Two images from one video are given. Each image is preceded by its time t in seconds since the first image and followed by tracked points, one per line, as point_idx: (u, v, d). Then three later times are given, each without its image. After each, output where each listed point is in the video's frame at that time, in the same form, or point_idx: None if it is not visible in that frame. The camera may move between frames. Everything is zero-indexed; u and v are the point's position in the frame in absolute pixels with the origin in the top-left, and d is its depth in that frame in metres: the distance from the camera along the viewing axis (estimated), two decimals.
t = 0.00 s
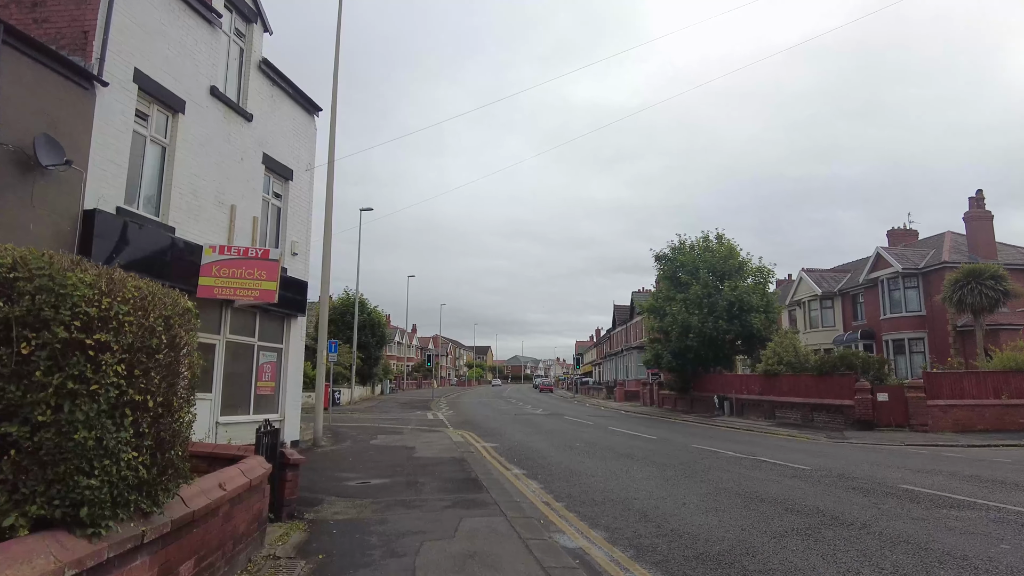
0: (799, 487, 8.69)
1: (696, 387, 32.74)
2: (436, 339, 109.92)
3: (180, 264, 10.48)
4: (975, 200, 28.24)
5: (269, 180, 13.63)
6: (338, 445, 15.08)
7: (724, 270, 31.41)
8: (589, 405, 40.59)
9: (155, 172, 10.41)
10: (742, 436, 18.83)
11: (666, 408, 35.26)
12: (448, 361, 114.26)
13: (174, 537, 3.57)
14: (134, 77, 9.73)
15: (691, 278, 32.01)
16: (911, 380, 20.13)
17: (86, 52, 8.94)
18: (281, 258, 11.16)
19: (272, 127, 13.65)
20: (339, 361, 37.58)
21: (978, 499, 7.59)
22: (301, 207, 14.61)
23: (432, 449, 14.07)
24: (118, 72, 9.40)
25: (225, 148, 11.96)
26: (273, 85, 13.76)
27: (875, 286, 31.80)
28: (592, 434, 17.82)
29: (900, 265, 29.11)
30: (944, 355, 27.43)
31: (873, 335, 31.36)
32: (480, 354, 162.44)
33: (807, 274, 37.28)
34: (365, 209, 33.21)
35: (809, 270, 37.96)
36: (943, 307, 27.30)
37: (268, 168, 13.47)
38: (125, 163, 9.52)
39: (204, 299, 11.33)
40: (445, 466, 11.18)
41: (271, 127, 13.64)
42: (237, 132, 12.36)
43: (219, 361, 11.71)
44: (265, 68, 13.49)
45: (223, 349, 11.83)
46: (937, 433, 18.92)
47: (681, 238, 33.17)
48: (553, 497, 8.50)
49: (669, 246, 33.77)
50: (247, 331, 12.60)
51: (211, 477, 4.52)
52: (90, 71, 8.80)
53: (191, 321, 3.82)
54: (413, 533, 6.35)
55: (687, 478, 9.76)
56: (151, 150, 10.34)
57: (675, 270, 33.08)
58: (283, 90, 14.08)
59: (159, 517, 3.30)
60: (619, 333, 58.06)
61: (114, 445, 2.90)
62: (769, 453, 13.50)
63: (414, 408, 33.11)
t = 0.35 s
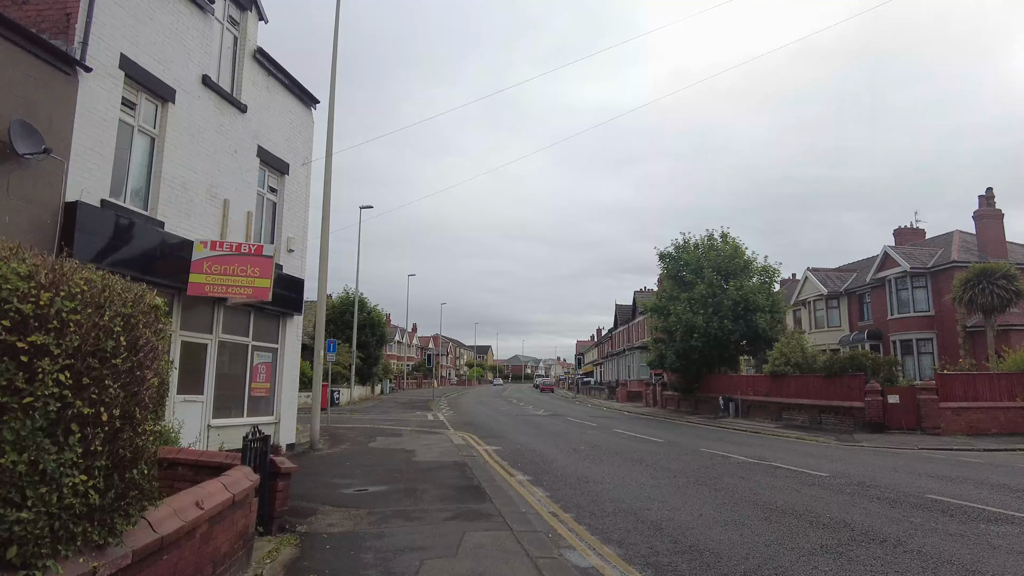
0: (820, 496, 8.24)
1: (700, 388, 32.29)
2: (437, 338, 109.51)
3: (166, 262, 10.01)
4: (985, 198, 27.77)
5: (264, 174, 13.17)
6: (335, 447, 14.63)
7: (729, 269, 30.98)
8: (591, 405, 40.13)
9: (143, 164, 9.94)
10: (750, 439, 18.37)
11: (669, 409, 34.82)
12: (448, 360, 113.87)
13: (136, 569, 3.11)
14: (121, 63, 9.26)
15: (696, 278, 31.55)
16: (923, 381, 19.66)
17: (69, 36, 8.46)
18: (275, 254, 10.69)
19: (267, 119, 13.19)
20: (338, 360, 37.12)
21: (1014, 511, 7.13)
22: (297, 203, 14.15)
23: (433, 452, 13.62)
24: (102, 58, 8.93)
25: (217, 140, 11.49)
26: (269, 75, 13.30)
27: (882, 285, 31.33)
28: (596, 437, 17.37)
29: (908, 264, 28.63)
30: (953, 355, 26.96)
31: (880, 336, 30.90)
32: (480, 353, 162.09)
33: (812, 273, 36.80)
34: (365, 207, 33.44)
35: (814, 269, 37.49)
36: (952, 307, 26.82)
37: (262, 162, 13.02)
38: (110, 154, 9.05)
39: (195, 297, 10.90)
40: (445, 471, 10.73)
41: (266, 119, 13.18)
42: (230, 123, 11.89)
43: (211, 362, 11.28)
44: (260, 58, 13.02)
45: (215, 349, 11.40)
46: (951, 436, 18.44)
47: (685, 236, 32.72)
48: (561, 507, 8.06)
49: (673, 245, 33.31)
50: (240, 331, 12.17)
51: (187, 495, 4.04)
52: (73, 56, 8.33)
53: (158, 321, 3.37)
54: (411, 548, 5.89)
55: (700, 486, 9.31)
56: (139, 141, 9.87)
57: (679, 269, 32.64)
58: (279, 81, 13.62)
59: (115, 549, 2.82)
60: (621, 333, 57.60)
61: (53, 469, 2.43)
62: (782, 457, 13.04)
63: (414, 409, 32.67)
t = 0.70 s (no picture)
0: (836, 499, 7.82)
1: (703, 387, 31.87)
2: (436, 337, 109.16)
3: (151, 255, 9.57)
4: (991, 194, 27.39)
5: (254, 164, 12.72)
6: (329, 448, 14.20)
7: (731, 265, 30.61)
8: (591, 404, 39.75)
9: (126, 152, 9.48)
10: (754, 438, 17.99)
11: (671, 408, 34.42)
12: (447, 360, 113.49)
13: None
14: (101, 45, 8.81)
15: (697, 274, 31.15)
16: (931, 379, 19.27)
17: (43, 13, 7.95)
18: (265, 246, 10.24)
19: (258, 108, 12.74)
20: (335, 359, 36.70)
21: None
22: (289, 195, 13.71)
23: (430, 452, 13.20)
24: (80, 38, 8.47)
25: (205, 128, 11.03)
26: (260, 63, 12.86)
27: (886, 283, 30.94)
28: (597, 436, 16.99)
29: (913, 261, 28.22)
30: (959, 353, 26.58)
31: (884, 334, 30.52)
32: (479, 353, 161.80)
33: (815, 270, 36.42)
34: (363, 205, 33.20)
35: (816, 267, 37.11)
36: (958, 304, 26.44)
37: (253, 152, 12.57)
38: (90, 140, 8.60)
39: (181, 291, 10.46)
40: (442, 473, 10.30)
41: (257, 108, 12.73)
42: (219, 110, 11.44)
43: (198, 358, 10.85)
44: (251, 45, 12.58)
45: (202, 345, 10.96)
46: (960, 435, 18.04)
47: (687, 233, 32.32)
48: (564, 509, 7.65)
49: (674, 242, 32.90)
50: (229, 326, 11.74)
51: (145, 502, 3.58)
52: (47, 34, 7.83)
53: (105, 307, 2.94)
54: (403, 558, 5.43)
55: (708, 487, 8.89)
56: (121, 127, 9.41)
57: (680, 266, 32.27)
58: (271, 69, 13.19)
59: (39, 568, 2.41)
60: (621, 331, 57.25)
61: None
62: (789, 457, 12.65)
63: (412, 408, 32.26)
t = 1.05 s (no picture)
0: (858, 507, 7.34)
1: (704, 386, 31.43)
2: (434, 337, 108.69)
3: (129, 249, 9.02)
4: (997, 190, 26.97)
5: (242, 156, 12.21)
6: (321, 451, 13.70)
7: (733, 263, 30.17)
8: (591, 405, 39.29)
9: (104, 141, 8.97)
10: (760, 440, 17.54)
11: (671, 408, 33.97)
12: (445, 360, 112.99)
13: None
14: (74, 26, 8.29)
15: (698, 273, 30.70)
16: (940, 379, 18.82)
17: None
18: (251, 240, 9.74)
19: (246, 98, 12.23)
20: (330, 359, 36.18)
21: None
22: (279, 189, 13.19)
23: (426, 456, 12.71)
24: (51, 18, 7.96)
25: (189, 117, 10.51)
26: (248, 51, 12.35)
27: (890, 281, 30.52)
28: (598, 438, 16.52)
29: (918, 258, 27.77)
30: (965, 352, 26.17)
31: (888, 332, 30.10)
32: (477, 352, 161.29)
33: (817, 269, 35.99)
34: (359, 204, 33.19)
35: (818, 265, 36.69)
36: (964, 302, 26.02)
37: (241, 144, 12.06)
38: (62, 127, 8.08)
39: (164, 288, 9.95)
40: (437, 478, 9.80)
41: (245, 98, 12.22)
42: (204, 99, 10.93)
43: (183, 358, 10.35)
44: (239, 32, 12.06)
45: (186, 345, 10.45)
46: (970, 437, 17.61)
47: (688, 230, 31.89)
48: (567, 520, 7.17)
49: (675, 239, 32.46)
50: (216, 325, 11.23)
51: (85, 526, 3.08)
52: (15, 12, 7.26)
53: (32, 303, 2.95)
54: None
55: (720, 494, 8.41)
56: (98, 114, 8.88)
57: (681, 264, 31.82)
58: (260, 57, 12.67)
59: None
60: (620, 331, 56.81)
61: None
62: (799, 460, 12.18)
63: (409, 409, 31.78)
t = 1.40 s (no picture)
0: (889, 512, 6.87)
1: (709, 385, 30.94)
2: (434, 336, 108.21)
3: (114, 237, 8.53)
4: (1009, 186, 26.48)
5: (236, 144, 11.71)
6: (319, 451, 13.23)
7: (738, 261, 29.68)
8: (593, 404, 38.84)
9: (86, 123, 8.47)
10: (770, 440, 17.07)
11: (676, 407, 33.50)
12: (445, 359, 112.49)
13: None
14: None
15: (704, 270, 30.22)
16: (954, 378, 18.33)
17: None
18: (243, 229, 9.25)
19: (240, 83, 11.73)
20: (329, 358, 35.70)
21: None
22: (275, 179, 12.71)
23: (427, 456, 12.23)
24: None
25: (178, 101, 10.02)
26: (242, 34, 11.83)
27: (898, 278, 30.04)
28: (604, 438, 16.06)
29: (927, 256, 27.29)
30: (976, 351, 25.70)
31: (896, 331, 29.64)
32: (478, 352, 160.78)
33: (823, 266, 35.51)
34: (360, 198, 30.94)
35: (824, 262, 36.22)
36: (975, 300, 25.54)
37: (234, 131, 11.56)
38: (41, 106, 7.60)
39: (152, 279, 9.47)
40: (439, 480, 9.33)
41: (239, 83, 11.72)
42: (195, 83, 10.43)
43: (173, 354, 9.86)
44: (232, 14, 11.54)
45: (176, 340, 9.96)
46: (986, 437, 17.14)
47: (692, 227, 31.41)
48: (579, 526, 6.70)
49: (679, 237, 31.98)
50: (208, 320, 10.75)
51: (24, 543, 2.59)
52: None
53: None
54: None
55: (738, 498, 7.94)
56: (81, 95, 8.40)
57: (685, 262, 31.34)
58: (255, 41, 12.16)
59: None
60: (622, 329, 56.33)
61: None
62: (816, 461, 11.71)
63: (408, 408, 31.31)
